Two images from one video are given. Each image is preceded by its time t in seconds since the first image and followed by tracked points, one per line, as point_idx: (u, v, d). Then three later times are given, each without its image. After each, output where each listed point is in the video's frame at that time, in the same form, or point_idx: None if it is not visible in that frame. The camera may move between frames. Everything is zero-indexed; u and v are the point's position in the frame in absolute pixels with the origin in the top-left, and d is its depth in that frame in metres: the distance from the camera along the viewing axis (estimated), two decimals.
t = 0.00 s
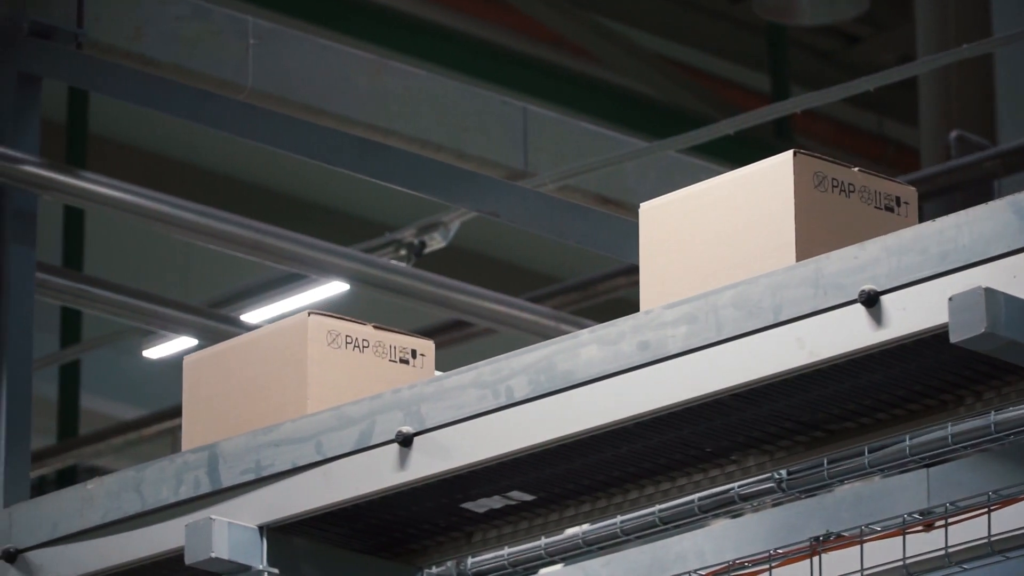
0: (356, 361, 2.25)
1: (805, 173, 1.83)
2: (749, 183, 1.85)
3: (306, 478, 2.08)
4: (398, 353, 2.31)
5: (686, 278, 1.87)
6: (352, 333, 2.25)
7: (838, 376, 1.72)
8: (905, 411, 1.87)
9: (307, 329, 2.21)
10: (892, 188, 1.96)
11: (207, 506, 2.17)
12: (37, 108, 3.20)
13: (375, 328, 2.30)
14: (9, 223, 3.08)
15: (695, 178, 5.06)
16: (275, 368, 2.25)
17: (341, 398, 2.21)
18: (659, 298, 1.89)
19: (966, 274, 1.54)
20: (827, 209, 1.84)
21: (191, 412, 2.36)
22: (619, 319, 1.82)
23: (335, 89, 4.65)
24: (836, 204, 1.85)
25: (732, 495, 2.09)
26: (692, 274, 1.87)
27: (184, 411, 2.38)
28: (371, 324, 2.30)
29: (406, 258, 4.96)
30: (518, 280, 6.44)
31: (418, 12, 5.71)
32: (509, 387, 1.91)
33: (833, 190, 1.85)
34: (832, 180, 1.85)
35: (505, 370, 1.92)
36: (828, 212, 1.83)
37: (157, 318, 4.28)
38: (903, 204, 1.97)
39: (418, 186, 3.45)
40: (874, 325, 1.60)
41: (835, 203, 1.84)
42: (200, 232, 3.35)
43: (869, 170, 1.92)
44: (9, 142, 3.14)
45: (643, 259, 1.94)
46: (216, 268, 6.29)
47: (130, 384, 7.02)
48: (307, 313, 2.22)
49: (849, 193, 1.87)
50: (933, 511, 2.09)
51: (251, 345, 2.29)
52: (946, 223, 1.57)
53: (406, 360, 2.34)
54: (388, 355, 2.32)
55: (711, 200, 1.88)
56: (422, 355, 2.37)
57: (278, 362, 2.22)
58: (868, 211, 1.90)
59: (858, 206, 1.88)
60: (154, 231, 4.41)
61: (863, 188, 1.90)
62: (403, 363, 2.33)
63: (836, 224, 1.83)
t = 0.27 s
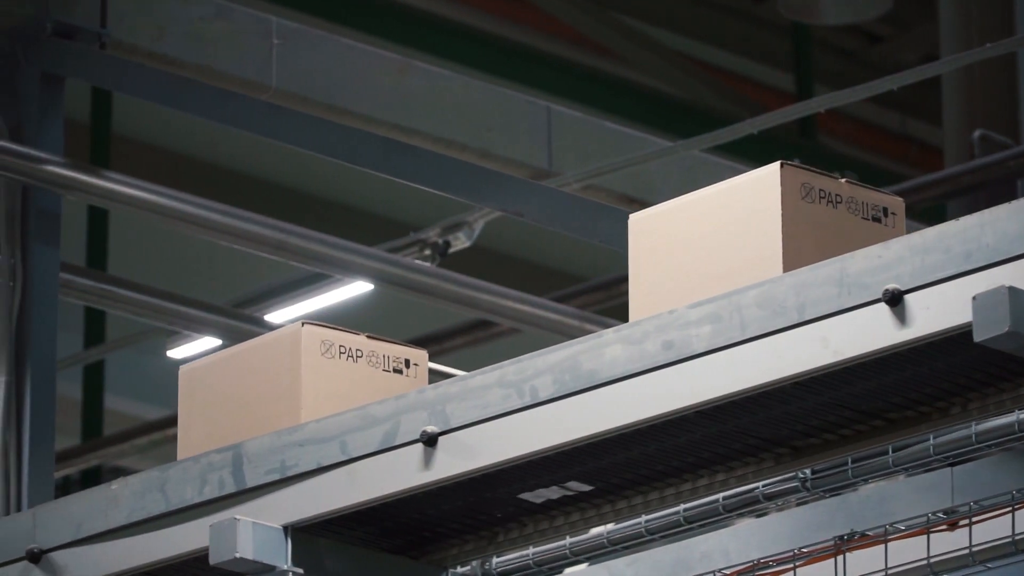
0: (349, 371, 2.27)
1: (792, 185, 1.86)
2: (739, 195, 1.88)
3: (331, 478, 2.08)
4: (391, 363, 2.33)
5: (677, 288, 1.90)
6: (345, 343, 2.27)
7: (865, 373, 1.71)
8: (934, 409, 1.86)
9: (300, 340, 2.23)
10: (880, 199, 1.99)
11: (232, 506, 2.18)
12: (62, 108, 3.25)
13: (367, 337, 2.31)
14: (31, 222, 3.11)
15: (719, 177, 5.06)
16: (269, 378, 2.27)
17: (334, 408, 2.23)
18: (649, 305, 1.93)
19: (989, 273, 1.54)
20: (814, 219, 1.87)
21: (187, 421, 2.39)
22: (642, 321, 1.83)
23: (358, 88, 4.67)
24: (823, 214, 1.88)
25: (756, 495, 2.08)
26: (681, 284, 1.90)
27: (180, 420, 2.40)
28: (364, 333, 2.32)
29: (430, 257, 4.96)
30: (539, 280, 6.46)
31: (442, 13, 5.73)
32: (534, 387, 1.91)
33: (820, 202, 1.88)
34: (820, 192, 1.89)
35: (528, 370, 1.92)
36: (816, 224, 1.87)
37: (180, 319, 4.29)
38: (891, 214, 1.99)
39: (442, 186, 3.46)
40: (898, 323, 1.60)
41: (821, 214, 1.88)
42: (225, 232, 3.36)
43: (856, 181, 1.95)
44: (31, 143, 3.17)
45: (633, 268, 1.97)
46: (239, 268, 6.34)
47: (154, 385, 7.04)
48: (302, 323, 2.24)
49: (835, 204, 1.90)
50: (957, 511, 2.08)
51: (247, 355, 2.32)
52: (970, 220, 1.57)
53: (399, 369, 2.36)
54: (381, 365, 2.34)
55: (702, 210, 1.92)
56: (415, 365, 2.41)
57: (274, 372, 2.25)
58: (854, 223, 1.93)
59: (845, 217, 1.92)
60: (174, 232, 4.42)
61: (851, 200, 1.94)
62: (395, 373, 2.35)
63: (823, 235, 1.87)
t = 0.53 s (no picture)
0: (342, 379, 2.36)
1: (780, 195, 1.93)
2: (729, 204, 1.94)
3: (352, 477, 2.08)
4: (384, 371, 2.42)
5: (669, 294, 1.96)
6: (337, 352, 2.36)
7: (886, 371, 1.70)
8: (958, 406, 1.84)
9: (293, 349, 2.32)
10: (868, 208, 2.06)
11: (253, 506, 2.18)
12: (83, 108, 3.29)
13: (360, 346, 2.41)
14: (53, 222, 3.12)
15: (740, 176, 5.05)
16: (264, 385, 2.36)
17: (327, 414, 2.32)
18: (642, 310, 1.99)
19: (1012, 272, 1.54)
20: (803, 228, 1.94)
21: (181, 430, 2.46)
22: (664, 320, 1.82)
23: (380, 88, 4.68)
24: (811, 223, 1.95)
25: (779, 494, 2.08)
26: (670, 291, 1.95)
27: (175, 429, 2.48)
28: (357, 342, 2.41)
29: (451, 257, 4.96)
30: (560, 280, 6.47)
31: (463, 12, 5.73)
32: (556, 386, 1.91)
33: (808, 212, 1.95)
34: (807, 202, 1.95)
35: (550, 369, 1.92)
36: (805, 232, 1.93)
37: (203, 318, 4.31)
38: (879, 224, 2.06)
39: (464, 185, 3.48)
40: (920, 322, 1.60)
41: (808, 223, 1.94)
42: (247, 232, 3.37)
43: (843, 192, 2.02)
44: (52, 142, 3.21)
45: (625, 275, 2.03)
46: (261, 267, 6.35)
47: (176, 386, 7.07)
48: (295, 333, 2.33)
49: (822, 213, 1.97)
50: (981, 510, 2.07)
51: (242, 364, 2.40)
52: (992, 219, 1.57)
53: (393, 378, 2.44)
54: (375, 374, 2.42)
55: (694, 218, 1.98)
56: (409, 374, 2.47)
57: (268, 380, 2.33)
58: (842, 231, 2.00)
59: (833, 226, 1.99)
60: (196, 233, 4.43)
61: (839, 210, 2.01)
62: (388, 381, 2.43)
63: (812, 242, 1.94)
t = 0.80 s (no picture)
0: (336, 388, 2.39)
1: (767, 205, 1.95)
2: (717, 214, 1.97)
3: (373, 477, 2.09)
4: (377, 380, 2.46)
5: (658, 304, 1.99)
6: (331, 361, 2.40)
7: (907, 370, 1.69)
8: (978, 406, 1.84)
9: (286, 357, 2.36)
10: (855, 218, 2.09)
11: (273, 506, 2.19)
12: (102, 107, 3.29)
13: (354, 355, 2.45)
14: (73, 221, 3.14)
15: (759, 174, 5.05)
16: (258, 392, 2.40)
17: (321, 423, 2.36)
18: (630, 320, 2.02)
19: None
20: (789, 238, 1.97)
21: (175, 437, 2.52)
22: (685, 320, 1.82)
23: (399, 88, 4.69)
24: (797, 233, 1.98)
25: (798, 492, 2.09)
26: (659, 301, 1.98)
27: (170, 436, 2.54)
28: (351, 351, 2.45)
29: (472, 256, 4.97)
30: (579, 279, 6.48)
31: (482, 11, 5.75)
32: (576, 386, 1.91)
33: (793, 221, 1.98)
34: (793, 212, 1.98)
35: (570, 369, 1.92)
36: (790, 242, 1.96)
37: (222, 318, 4.32)
38: (866, 233, 2.10)
39: (484, 184, 3.49)
40: (941, 321, 1.59)
41: (794, 233, 1.97)
42: (268, 232, 3.39)
43: (830, 203, 2.05)
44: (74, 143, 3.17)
45: (611, 286, 2.06)
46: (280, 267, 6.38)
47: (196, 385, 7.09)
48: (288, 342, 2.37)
49: (809, 223, 2.00)
50: (1000, 508, 2.07)
51: (237, 373, 2.45)
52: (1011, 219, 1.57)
53: (386, 387, 2.48)
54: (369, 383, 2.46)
55: (682, 228, 2.00)
56: (401, 382, 2.51)
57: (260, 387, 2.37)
58: (829, 240, 2.03)
59: (819, 236, 2.02)
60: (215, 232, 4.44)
61: (825, 220, 2.04)
62: (381, 390, 2.47)
63: (798, 252, 1.97)
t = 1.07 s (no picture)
0: (327, 397, 2.45)
1: (752, 217, 1.97)
2: (705, 225, 1.99)
3: (394, 477, 2.09)
4: (368, 390, 2.51)
5: (647, 314, 2.01)
6: (321, 370, 2.46)
7: (928, 369, 1.69)
8: (1000, 406, 1.84)
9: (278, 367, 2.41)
10: (841, 229, 2.10)
11: (296, 506, 2.20)
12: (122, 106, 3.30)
13: (345, 365, 2.50)
14: (94, 221, 3.17)
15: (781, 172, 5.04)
16: (250, 401, 2.45)
17: (313, 431, 2.41)
18: (618, 329, 2.04)
19: None
20: (774, 250, 1.98)
21: (166, 446, 2.55)
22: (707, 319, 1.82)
23: (420, 88, 4.70)
24: (782, 244, 1.99)
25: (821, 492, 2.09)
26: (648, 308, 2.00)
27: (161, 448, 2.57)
28: (342, 361, 2.51)
29: (493, 256, 4.98)
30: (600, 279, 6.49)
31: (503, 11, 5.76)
32: (597, 386, 1.92)
33: (778, 233, 1.99)
34: (779, 224, 2.00)
35: (592, 369, 1.92)
36: (775, 254, 1.98)
37: (242, 318, 4.34)
38: (851, 244, 2.11)
39: (505, 185, 3.50)
40: (963, 321, 1.59)
41: (779, 245, 1.99)
42: (289, 232, 3.40)
43: (815, 213, 2.07)
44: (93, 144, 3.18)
45: (600, 294, 2.09)
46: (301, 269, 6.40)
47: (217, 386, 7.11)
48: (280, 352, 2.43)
49: (794, 235, 2.01)
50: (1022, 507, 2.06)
51: (230, 382, 2.49)
52: None
53: (377, 397, 2.53)
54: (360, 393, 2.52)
55: (669, 239, 2.02)
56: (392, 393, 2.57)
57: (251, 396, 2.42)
58: (814, 252, 2.04)
59: (803, 248, 2.03)
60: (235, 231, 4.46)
61: (810, 231, 2.05)
62: (373, 400, 2.53)
63: (783, 264, 1.98)
